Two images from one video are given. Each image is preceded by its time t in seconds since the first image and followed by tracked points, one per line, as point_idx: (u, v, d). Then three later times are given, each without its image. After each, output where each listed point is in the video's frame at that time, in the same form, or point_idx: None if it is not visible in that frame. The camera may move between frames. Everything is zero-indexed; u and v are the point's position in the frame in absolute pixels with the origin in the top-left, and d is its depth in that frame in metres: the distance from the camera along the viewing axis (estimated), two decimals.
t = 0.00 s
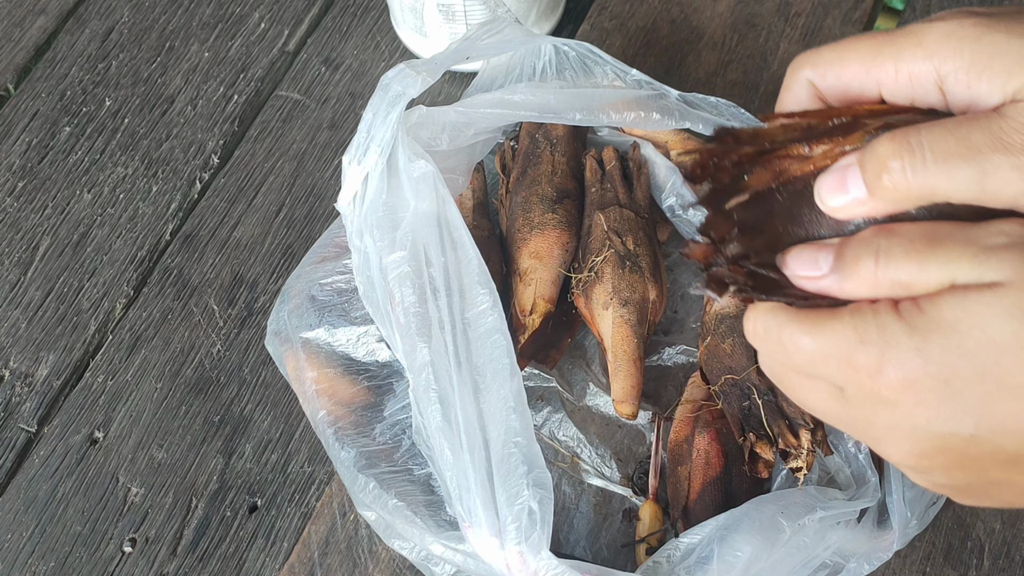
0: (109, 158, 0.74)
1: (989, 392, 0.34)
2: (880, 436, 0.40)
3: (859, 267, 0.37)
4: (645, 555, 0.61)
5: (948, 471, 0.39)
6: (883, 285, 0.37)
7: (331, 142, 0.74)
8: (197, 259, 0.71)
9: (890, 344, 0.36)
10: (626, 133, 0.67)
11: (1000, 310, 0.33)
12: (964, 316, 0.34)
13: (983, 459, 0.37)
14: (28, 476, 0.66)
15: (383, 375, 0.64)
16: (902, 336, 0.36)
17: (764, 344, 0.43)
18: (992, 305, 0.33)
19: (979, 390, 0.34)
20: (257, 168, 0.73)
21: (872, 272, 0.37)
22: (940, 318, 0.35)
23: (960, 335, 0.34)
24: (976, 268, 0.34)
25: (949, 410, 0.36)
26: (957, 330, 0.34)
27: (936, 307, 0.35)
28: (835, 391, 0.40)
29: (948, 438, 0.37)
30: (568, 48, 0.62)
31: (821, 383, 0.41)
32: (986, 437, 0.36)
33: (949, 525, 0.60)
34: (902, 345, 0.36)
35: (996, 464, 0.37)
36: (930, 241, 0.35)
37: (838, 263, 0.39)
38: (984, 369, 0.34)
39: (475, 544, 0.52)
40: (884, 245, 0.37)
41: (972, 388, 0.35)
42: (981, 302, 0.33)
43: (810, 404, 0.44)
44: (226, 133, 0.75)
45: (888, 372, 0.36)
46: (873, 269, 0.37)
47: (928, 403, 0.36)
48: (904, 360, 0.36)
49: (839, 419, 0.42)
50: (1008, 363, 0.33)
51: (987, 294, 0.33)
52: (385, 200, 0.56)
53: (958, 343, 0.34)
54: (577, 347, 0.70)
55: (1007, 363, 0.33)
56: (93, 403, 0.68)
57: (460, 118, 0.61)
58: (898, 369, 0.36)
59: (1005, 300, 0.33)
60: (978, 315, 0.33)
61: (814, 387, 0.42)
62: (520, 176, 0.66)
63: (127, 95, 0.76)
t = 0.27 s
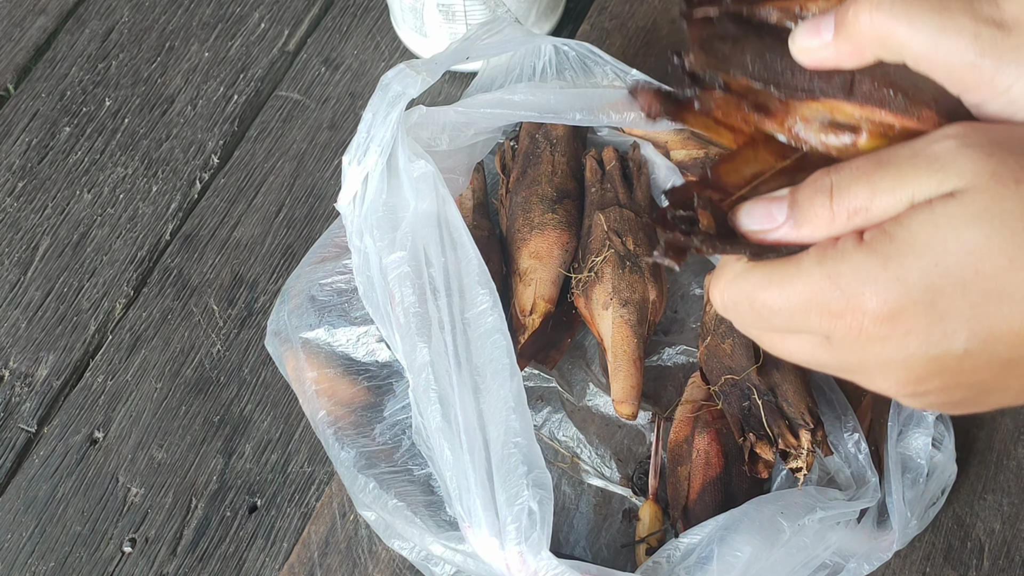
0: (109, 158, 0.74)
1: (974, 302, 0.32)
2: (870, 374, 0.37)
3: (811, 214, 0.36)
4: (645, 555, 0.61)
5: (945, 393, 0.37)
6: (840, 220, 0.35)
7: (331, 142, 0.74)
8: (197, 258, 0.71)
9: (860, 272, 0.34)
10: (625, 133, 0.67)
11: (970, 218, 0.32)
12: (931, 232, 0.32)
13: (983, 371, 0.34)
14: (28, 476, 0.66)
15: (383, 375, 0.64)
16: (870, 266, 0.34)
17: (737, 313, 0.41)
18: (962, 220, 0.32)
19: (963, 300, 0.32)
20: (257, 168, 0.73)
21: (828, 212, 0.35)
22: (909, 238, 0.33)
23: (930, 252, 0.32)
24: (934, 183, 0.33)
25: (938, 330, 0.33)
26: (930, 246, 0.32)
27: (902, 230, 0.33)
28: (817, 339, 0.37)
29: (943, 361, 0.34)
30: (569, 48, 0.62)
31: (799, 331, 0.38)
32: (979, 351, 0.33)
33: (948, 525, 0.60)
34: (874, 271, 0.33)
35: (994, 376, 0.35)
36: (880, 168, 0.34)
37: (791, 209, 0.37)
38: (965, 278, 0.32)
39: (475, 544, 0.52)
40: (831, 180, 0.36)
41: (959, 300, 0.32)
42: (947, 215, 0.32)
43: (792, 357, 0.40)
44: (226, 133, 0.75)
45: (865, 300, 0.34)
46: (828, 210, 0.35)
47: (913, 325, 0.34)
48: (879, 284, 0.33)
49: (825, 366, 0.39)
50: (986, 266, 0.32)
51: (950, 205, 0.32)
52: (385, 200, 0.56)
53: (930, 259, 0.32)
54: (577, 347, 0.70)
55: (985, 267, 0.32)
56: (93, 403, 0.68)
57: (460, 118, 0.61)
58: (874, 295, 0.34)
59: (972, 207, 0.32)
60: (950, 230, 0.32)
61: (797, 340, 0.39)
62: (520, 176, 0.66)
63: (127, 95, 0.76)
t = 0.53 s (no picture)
0: (109, 158, 0.74)
1: (961, 288, 0.33)
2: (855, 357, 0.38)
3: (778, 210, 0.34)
4: (645, 555, 0.61)
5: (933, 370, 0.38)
6: (816, 206, 0.33)
7: (331, 142, 0.74)
8: (197, 259, 0.71)
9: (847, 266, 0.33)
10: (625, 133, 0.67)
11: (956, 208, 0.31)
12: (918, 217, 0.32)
13: (975, 356, 0.36)
14: (28, 477, 0.66)
15: (383, 375, 0.64)
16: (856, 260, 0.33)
17: (714, 310, 0.40)
18: (943, 212, 0.31)
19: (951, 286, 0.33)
20: (257, 168, 0.73)
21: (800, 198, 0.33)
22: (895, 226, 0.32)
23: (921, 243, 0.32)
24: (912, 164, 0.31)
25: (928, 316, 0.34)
26: (918, 238, 0.32)
27: (887, 220, 0.32)
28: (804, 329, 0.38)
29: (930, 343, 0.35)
30: (569, 48, 0.62)
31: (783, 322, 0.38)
32: (962, 332, 0.35)
33: (948, 526, 0.60)
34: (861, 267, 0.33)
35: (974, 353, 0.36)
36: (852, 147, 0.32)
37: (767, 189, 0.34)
38: (952, 269, 0.32)
39: (475, 544, 0.52)
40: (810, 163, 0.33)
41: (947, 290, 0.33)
42: (932, 202, 0.31)
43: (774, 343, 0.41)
44: (226, 133, 0.75)
45: (853, 298, 0.34)
46: (803, 194, 0.33)
47: (902, 314, 0.34)
48: (865, 281, 0.33)
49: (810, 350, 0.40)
50: (972, 256, 0.32)
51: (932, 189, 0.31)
52: (386, 200, 0.56)
53: (914, 247, 0.32)
54: (577, 347, 0.70)
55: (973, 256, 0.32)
56: (94, 404, 0.68)
57: (461, 118, 0.61)
58: (862, 291, 0.34)
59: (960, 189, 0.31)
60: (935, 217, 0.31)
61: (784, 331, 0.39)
62: (521, 176, 0.66)
63: (127, 95, 0.76)
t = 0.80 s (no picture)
0: (109, 158, 0.74)
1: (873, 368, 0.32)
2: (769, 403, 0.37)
3: (826, 93, 0.30)
4: (645, 555, 0.61)
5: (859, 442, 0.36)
6: (827, 129, 0.30)
7: (331, 142, 0.74)
8: (197, 259, 0.71)
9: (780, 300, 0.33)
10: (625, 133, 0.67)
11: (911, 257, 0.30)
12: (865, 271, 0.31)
13: (878, 438, 0.34)
14: (28, 477, 0.66)
15: (383, 375, 0.64)
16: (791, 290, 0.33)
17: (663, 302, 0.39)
18: (897, 188, 0.30)
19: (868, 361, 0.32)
20: (257, 168, 0.73)
21: (835, 107, 0.30)
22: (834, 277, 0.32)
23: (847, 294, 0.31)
24: (917, 164, 0.29)
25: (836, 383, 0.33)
26: (857, 296, 0.31)
27: (830, 274, 0.32)
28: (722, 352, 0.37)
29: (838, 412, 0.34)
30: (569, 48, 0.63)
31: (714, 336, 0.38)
32: (867, 414, 0.33)
33: (948, 526, 0.60)
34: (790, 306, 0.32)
35: (885, 446, 0.35)
36: (898, 101, 0.29)
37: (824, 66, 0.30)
38: (870, 346, 0.31)
39: (475, 544, 0.52)
40: (856, 88, 0.29)
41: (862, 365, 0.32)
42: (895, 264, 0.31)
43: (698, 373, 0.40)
44: (226, 133, 0.75)
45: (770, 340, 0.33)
46: (830, 101, 0.30)
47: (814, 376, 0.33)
48: (792, 322, 0.32)
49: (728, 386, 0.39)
50: (908, 325, 0.31)
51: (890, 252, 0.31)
52: (386, 200, 0.56)
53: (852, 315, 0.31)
54: (577, 347, 0.70)
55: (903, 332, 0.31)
56: (93, 403, 0.68)
57: (460, 118, 0.61)
58: (784, 330, 0.33)
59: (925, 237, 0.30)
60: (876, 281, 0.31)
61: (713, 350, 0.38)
62: (520, 176, 0.66)
63: (127, 95, 0.76)
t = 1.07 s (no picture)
0: (109, 158, 0.74)
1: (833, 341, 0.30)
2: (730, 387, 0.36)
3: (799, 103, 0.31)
4: (645, 555, 0.61)
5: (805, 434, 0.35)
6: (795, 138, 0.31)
7: (331, 142, 0.74)
8: (197, 259, 0.71)
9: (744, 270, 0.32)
10: (625, 133, 0.67)
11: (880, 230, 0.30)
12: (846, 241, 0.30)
13: (823, 430, 0.33)
14: (28, 477, 0.66)
15: (382, 375, 0.64)
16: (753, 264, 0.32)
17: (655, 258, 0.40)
18: (864, 172, 0.30)
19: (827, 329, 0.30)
20: (257, 168, 0.73)
21: (807, 111, 0.30)
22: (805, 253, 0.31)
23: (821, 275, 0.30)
24: (884, 151, 0.30)
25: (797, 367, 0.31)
26: (820, 270, 0.30)
27: (802, 250, 0.31)
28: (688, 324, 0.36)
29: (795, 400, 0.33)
30: (569, 48, 0.63)
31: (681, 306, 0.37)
32: (821, 400, 0.32)
33: (948, 526, 0.60)
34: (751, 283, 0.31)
35: (840, 438, 0.33)
36: (865, 107, 0.30)
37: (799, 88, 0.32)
38: (829, 319, 0.30)
39: (475, 544, 0.52)
40: (830, 95, 0.30)
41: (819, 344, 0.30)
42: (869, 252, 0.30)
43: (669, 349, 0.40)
44: (226, 134, 0.75)
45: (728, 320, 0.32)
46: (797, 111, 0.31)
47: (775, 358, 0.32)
48: (750, 295, 0.31)
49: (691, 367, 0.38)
50: (866, 318, 0.29)
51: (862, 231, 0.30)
52: (385, 200, 0.56)
53: (817, 289, 0.30)
54: (577, 347, 0.70)
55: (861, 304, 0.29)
56: (93, 404, 0.68)
57: (461, 119, 0.61)
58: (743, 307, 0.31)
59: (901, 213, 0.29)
60: (845, 261, 0.30)
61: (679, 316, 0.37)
62: (520, 177, 0.66)
63: (127, 95, 0.76)
